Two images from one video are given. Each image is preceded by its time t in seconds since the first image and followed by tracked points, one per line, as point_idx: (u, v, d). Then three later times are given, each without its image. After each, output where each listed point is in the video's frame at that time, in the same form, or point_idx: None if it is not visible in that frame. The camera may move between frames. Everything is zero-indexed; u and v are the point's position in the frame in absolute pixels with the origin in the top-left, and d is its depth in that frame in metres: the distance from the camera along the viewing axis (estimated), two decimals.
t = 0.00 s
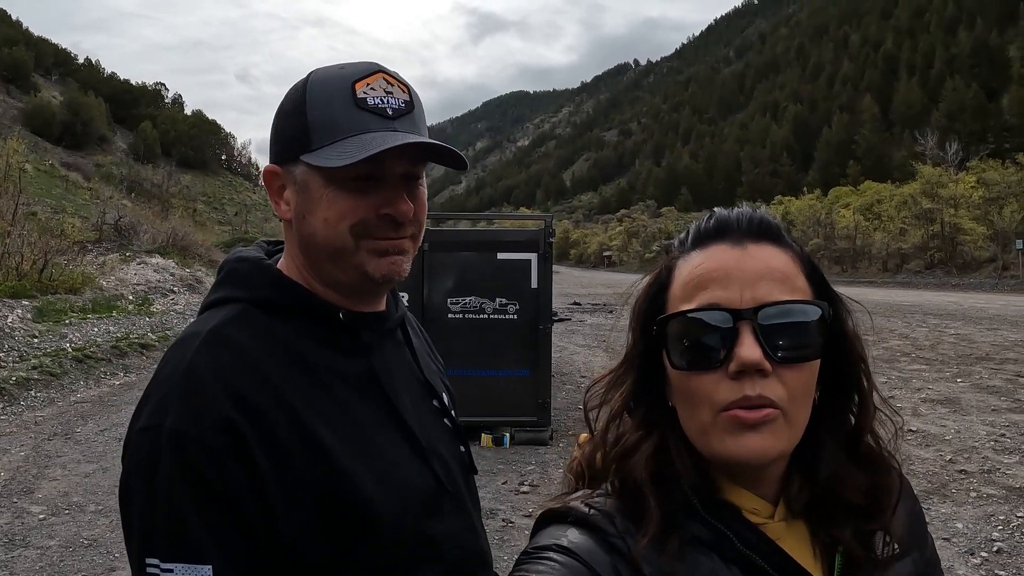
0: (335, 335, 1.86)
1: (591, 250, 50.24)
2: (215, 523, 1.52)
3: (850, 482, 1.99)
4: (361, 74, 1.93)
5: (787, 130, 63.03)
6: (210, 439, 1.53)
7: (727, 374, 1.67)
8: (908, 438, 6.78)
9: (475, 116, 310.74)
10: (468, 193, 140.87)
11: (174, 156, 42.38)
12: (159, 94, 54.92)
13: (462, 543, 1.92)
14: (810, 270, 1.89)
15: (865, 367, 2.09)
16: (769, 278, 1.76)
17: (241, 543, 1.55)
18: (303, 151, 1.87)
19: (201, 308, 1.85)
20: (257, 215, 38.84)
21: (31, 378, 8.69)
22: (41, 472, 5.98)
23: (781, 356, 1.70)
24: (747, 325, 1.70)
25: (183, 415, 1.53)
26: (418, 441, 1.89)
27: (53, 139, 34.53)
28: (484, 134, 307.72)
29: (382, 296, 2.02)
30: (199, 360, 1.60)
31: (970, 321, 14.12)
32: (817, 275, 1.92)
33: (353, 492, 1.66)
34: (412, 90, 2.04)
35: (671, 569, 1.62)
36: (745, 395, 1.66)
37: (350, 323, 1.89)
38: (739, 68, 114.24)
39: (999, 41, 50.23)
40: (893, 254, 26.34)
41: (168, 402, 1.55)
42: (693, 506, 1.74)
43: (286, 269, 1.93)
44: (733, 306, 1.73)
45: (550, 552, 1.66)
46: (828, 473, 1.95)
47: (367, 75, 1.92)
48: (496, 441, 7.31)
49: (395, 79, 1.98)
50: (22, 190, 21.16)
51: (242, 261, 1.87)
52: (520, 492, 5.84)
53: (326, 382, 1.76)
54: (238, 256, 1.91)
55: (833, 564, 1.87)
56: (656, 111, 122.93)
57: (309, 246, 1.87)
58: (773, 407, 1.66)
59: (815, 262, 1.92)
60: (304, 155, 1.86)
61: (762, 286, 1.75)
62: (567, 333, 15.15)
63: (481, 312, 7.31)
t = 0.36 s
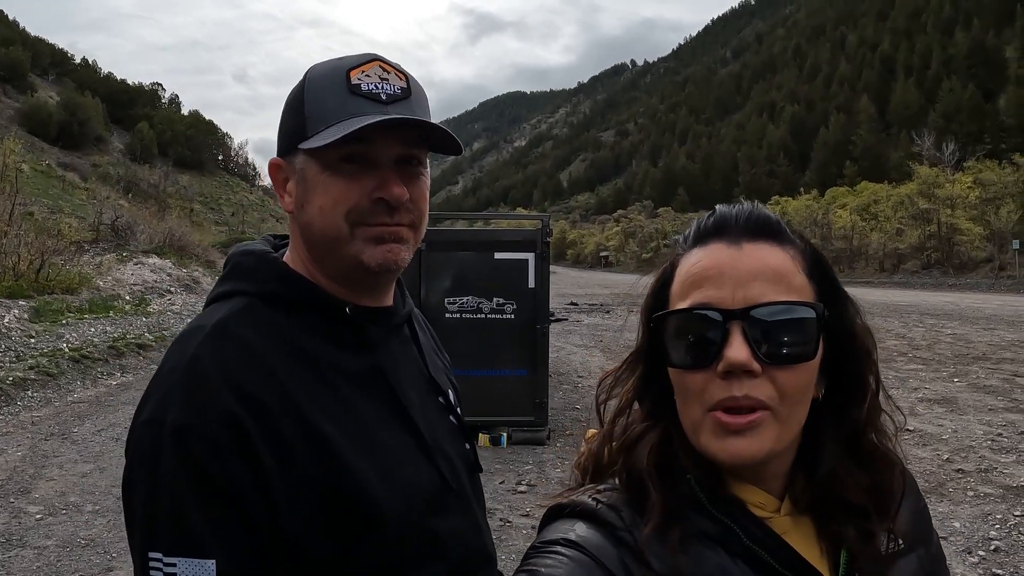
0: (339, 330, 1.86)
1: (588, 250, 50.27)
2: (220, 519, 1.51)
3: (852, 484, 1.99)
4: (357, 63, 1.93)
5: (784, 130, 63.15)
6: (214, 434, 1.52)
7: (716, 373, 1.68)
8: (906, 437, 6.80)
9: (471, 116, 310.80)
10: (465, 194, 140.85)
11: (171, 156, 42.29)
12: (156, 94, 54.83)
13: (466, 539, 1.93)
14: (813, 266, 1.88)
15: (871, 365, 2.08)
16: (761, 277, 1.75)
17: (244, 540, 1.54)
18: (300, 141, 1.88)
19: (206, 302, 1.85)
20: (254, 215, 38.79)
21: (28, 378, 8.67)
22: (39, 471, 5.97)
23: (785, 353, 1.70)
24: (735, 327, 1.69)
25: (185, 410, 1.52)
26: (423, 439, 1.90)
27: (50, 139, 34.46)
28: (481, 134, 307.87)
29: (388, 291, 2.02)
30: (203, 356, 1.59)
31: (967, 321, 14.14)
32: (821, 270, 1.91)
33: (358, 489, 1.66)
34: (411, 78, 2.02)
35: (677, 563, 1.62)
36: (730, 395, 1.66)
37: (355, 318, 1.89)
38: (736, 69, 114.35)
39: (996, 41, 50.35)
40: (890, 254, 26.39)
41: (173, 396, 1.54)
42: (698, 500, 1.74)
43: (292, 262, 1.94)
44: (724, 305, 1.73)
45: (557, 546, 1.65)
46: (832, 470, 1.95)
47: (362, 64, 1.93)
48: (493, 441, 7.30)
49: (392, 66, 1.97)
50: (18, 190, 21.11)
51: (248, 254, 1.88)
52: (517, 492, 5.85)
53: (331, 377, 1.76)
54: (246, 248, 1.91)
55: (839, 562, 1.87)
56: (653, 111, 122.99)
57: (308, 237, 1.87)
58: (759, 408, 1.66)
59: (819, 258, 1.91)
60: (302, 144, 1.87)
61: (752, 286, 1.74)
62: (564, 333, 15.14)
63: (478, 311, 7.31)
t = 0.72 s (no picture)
0: (349, 339, 1.86)
1: (586, 251, 50.28)
2: (226, 529, 1.51)
3: (856, 498, 1.98)
4: (370, 67, 1.92)
5: (781, 131, 63.22)
6: (221, 443, 1.52)
7: (708, 389, 1.68)
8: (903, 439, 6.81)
9: (469, 117, 310.81)
10: (462, 195, 140.85)
11: (168, 157, 42.25)
12: (153, 95, 54.79)
13: (474, 548, 1.92)
14: (817, 276, 1.87)
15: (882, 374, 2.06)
16: (756, 292, 1.74)
17: (251, 550, 1.53)
18: (311, 146, 1.88)
19: (212, 308, 1.84)
20: (252, 216, 38.73)
21: (25, 380, 8.65)
22: (36, 474, 5.96)
23: (786, 366, 1.71)
24: (733, 340, 1.69)
25: (193, 419, 1.52)
26: (431, 447, 1.89)
27: (47, 140, 34.40)
28: (479, 135, 307.87)
29: (395, 299, 2.01)
30: (210, 364, 1.59)
31: (964, 321, 14.17)
32: (826, 279, 1.90)
33: (366, 500, 1.65)
34: (424, 82, 2.01)
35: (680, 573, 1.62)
36: (722, 410, 1.66)
37: (364, 326, 1.89)
38: (733, 69, 114.38)
39: (993, 42, 50.48)
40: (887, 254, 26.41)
41: (179, 404, 1.54)
42: (701, 510, 1.73)
43: (298, 268, 1.93)
44: (717, 320, 1.73)
45: (562, 554, 1.65)
46: (839, 481, 1.95)
47: (376, 68, 1.91)
48: (491, 443, 7.30)
49: (406, 71, 1.95)
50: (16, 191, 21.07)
51: (256, 260, 1.87)
52: (515, 494, 5.85)
53: (338, 385, 1.75)
54: (252, 254, 1.92)
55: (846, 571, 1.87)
56: (650, 112, 123.05)
57: (316, 244, 1.87)
58: (751, 424, 1.66)
59: (826, 268, 1.90)
60: (312, 149, 1.86)
61: (747, 302, 1.74)
62: (562, 334, 15.13)
63: (476, 313, 7.31)
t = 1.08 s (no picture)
0: (349, 348, 1.85)
1: (583, 251, 50.30)
2: (223, 539, 1.51)
3: (862, 508, 1.97)
4: (369, 67, 1.92)
5: (779, 132, 63.31)
6: (219, 454, 1.52)
7: (709, 400, 1.68)
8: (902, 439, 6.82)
9: (466, 117, 310.87)
10: (460, 195, 140.82)
11: (166, 158, 42.22)
12: (150, 96, 54.72)
13: (477, 554, 1.92)
14: (820, 286, 1.86)
15: (887, 384, 2.06)
16: (756, 304, 1.74)
17: (249, 559, 1.53)
18: (309, 149, 1.87)
19: (212, 315, 1.84)
20: (249, 217, 38.71)
21: (22, 382, 8.63)
22: (33, 477, 5.94)
23: (791, 377, 1.71)
24: (733, 349, 1.70)
25: (190, 429, 1.52)
26: (434, 455, 1.88)
27: (44, 141, 34.34)
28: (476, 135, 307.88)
29: (397, 305, 2.01)
30: (208, 371, 1.59)
31: (962, 322, 14.20)
32: (830, 289, 1.89)
33: (365, 506, 1.64)
34: (423, 83, 2.01)
35: None
36: (722, 420, 1.66)
37: (365, 334, 1.89)
38: (730, 70, 114.43)
39: (989, 43, 50.64)
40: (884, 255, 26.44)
41: (177, 414, 1.54)
42: (705, 521, 1.74)
43: (298, 275, 1.93)
44: (715, 331, 1.73)
45: (564, 562, 1.65)
46: (846, 493, 1.94)
47: (374, 69, 1.92)
48: (489, 444, 7.30)
49: (404, 72, 1.96)
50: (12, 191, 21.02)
51: (255, 266, 1.87)
52: (513, 496, 5.84)
53: (336, 393, 1.75)
54: (255, 260, 1.91)
55: None
56: (647, 112, 123.04)
57: (317, 250, 1.86)
58: (750, 434, 1.66)
59: (830, 277, 1.90)
60: (311, 151, 1.85)
61: (746, 313, 1.74)
62: (559, 335, 15.11)
63: (474, 314, 7.30)
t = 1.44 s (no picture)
0: (351, 347, 1.86)
1: (581, 252, 50.36)
2: (220, 540, 1.50)
3: (861, 508, 1.97)
4: (370, 63, 1.92)
5: (776, 132, 63.40)
6: (221, 458, 1.51)
7: (709, 399, 1.68)
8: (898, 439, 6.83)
9: (464, 118, 310.83)
10: (457, 195, 140.79)
11: (162, 158, 42.14)
12: (147, 96, 54.68)
13: (476, 554, 1.92)
14: (821, 285, 1.86)
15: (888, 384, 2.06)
16: (756, 302, 1.74)
17: (246, 560, 1.53)
18: (310, 144, 1.87)
19: (210, 313, 1.84)
20: (246, 217, 38.68)
21: (18, 382, 8.62)
22: (29, 477, 5.93)
23: (792, 376, 1.71)
24: (728, 351, 1.70)
25: (189, 432, 1.51)
26: (434, 456, 1.89)
27: (41, 141, 34.27)
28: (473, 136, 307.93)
29: (396, 303, 2.01)
30: (206, 371, 1.58)
31: (959, 321, 14.23)
32: (830, 288, 1.90)
33: (363, 506, 1.65)
34: (426, 80, 2.01)
35: None
36: (720, 419, 1.67)
37: (366, 333, 1.89)
38: (728, 70, 114.73)
39: (986, 43, 50.76)
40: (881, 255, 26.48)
41: (174, 415, 1.53)
42: (704, 520, 1.75)
43: (297, 273, 1.93)
44: (717, 331, 1.73)
45: (564, 561, 1.64)
46: (846, 492, 1.94)
47: (376, 64, 1.91)
48: (486, 444, 7.32)
49: (407, 67, 1.96)
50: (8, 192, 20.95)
51: (253, 263, 1.87)
52: (510, 496, 5.84)
53: (333, 392, 1.74)
54: (254, 256, 1.91)
55: None
56: (645, 112, 123.07)
57: (318, 248, 1.85)
58: (749, 434, 1.66)
59: (832, 276, 1.90)
60: (312, 147, 1.85)
61: (747, 310, 1.74)
62: (557, 335, 15.11)
63: (470, 315, 7.30)
